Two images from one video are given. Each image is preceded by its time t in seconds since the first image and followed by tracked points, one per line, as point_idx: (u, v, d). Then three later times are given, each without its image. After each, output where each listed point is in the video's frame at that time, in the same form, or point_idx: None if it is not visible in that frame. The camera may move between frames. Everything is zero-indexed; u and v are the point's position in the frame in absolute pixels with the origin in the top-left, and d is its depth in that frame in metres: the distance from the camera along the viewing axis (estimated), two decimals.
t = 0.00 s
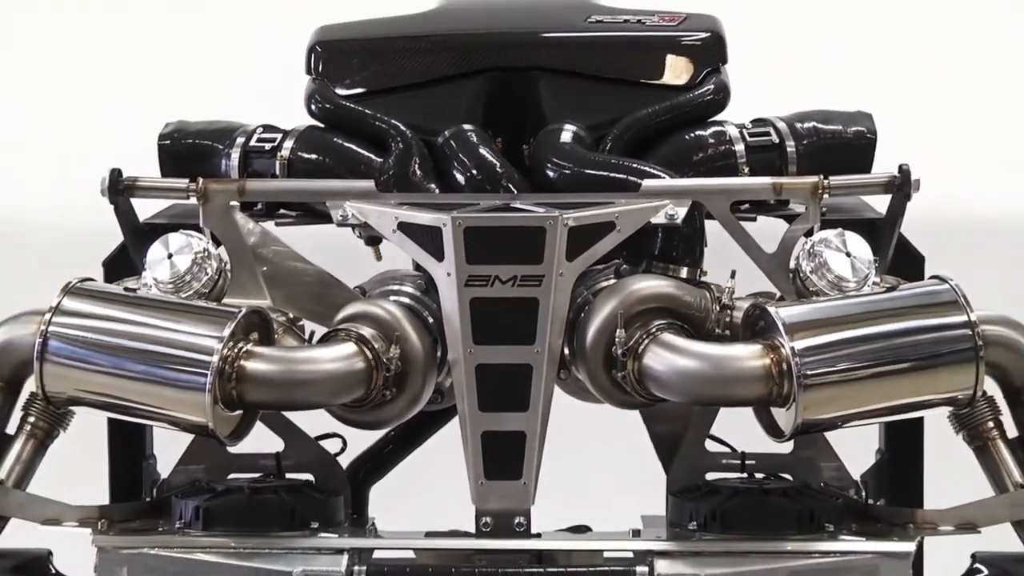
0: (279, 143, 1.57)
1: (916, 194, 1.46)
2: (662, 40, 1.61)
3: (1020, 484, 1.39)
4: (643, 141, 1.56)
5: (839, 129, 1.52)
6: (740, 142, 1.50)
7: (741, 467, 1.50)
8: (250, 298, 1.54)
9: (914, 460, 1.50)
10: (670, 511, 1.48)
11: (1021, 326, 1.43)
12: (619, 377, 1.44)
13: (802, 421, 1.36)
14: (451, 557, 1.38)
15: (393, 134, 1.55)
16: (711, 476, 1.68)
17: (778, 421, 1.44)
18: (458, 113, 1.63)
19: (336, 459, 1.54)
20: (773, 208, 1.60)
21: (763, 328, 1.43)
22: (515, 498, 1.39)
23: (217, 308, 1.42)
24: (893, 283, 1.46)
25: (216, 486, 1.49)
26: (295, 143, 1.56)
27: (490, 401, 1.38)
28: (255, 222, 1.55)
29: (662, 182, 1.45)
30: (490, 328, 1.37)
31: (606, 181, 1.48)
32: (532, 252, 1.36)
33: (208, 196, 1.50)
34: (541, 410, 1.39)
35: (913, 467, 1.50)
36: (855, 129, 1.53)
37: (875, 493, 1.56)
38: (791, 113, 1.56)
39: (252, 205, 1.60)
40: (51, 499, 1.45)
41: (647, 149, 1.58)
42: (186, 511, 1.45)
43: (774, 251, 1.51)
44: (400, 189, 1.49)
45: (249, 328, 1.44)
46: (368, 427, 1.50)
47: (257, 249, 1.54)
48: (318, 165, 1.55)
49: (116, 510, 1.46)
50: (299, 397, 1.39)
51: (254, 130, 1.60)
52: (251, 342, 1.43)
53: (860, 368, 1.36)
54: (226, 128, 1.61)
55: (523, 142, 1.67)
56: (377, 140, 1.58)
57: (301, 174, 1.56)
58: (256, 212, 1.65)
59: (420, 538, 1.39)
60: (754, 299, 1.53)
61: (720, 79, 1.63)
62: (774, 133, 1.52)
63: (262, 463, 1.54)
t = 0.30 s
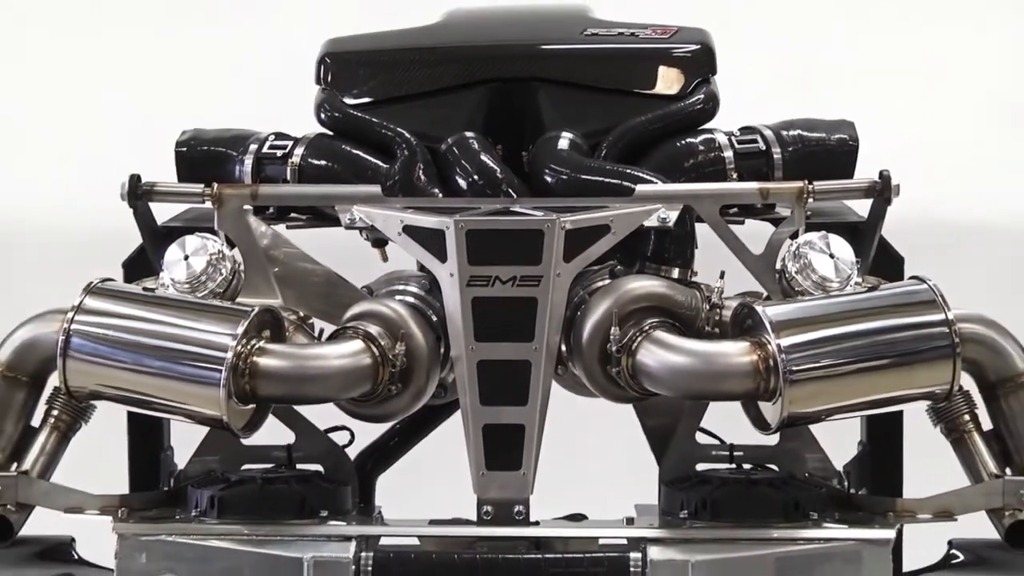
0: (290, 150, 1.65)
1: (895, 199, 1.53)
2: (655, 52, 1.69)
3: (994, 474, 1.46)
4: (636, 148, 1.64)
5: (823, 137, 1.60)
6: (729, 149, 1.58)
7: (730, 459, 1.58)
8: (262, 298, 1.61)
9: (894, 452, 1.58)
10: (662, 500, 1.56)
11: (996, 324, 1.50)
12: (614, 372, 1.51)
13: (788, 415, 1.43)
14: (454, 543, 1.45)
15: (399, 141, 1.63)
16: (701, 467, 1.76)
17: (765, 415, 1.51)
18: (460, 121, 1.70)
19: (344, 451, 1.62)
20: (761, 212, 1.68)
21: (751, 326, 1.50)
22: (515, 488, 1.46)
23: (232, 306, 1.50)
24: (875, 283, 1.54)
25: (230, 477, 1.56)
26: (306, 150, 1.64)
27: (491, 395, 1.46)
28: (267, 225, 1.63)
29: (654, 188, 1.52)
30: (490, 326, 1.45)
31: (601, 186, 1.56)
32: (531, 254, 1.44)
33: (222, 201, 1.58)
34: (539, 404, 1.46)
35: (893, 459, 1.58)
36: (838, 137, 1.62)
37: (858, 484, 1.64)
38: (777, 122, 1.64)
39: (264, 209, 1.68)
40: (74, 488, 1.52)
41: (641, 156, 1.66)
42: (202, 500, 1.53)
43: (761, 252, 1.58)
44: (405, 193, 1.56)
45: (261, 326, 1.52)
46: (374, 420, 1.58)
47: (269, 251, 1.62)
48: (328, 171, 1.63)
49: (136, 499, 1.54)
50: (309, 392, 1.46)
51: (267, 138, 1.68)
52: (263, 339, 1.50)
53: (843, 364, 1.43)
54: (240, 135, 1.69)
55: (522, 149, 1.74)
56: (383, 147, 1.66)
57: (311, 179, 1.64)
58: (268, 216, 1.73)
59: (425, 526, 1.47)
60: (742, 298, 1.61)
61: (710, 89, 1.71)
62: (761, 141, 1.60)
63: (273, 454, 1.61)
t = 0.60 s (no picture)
0: (302, 157, 1.75)
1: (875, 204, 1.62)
2: (647, 63, 1.77)
3: (968, 464, 1.54)
4: (630, 155, 1.72)
5: (806, 145, 1.69)
6: (718, 156, 1.67)
7: (719, 450, 1.66)
8: (275, 297, 1.70)
9: (875, 444, 1.66)
10: (654, 489, 1.64)
11: (971, 323, 1.57)
12: (609, 368, 1.59)
13: (774, 408, 1.51)
14: (456, 531, 1.53)
15: (404, 148, 1.71)
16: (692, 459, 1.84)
17: (753, 409, 1.58)
18: (463, 130, 1.79)
19: (353, 442, 1.71)
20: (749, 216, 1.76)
21: (739, 324, 1.58)
22: (514, 478, 1.54)
23: (246, 306, 1.58)
24: (856, 283, 1.62)
25: (244, 467, 1.64)
26: (317, 159, 1.73)
27: (491, 390, 1.54)
28: (280, 229, 1.72)
29: (647, 193, 1.60)
30: (491, 324, 1.53)
31: (596, 191, 1.64)
32: (530, 256, 1.52)
33: (237, 206, 1.67)
34: (537, 398, 1.54)
35: (873, 450, 1.66)
36: (822, 145, 1.70)
37: (841, 474, 1.72)
38: (764, 131, 1.73)
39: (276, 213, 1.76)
40: (96, 478, 1.60)
41: (634, 163, 1.74)
42: (217, 489, 1.61)
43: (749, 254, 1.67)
44: (410, 198, 1.64)
45: (274, 324, 1.60)
46: (382, 413, 1.66)
47: (282, 253, 1.71)
48: (337, 177, 1.72)
49: (154, 488, 1.62)
50: (320, 386, 1.54)
51: (279, 146, 1.79)
52: (275, 336, 1.58)
53: (827, 360, 1.51)
54: (253, 144, 1.80)
55: (522, 155, 1.83)
56: (389, 154, 1.75)
57: (321, 185, 1.73)
58: (281, 221, 1.82)
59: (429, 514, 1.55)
60: (730, 298, 1.69)
61: (700, 99, 1.79)
62: (748, 148, 1.68)
63: (287, 445, 1.71)
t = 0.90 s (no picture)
0: (312, 163, 1.84)
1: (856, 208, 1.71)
2: (641, 74, 1.86)
3: (944, 454, 1.63)
4: (624, 161, 1.81)
5: (790, 151, 1.78)
6: (708, 162, 1.75)
7: (709, 441, 1.75)
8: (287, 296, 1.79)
9: (856, 436, 1.75)
10: (647, 478, 1.73)
11: (946, 320, 1.66)
12: (604, 363, 1.67)
13: (760, 402, 1.59)
14: (458, 518, 1.61)
15: (409, 155, 1.80)
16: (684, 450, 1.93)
17: (741, 402, 1.67)
18: (465, 137, 1.88)
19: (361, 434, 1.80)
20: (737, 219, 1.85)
21: (728, 321, 1.67)
22: (514, 468, 1.63)
23: (259, 304, 1.67)
24: (838, 283, 1.70)
25: (257, 458, 1.73)
26: (327, 165, 1.82)
27: (493, 384, 1.63)
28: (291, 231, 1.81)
29: (640, 197, 1.69)
30: (492, 321, 1.62)
31: (592, 196, 1.73)
32: (528, 257, 1.60)
33: (251, 209, 1.77)
34: (536, 392, 1.63)
35: (855, 441, 1.75)
36: (806, 151, 1.80)
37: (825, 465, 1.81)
38: (751, 138, 1.82)
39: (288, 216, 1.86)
40: (117, 468, 1.69)
41: (628, 168, 1.83)
42: (232, 479, 1.70)
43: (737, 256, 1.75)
44: (415, 202, 1.73)
45: (286, 322, 1.68)
46: (388, 405, 1.75)
47: (294, 254, 1.80)
48: (346, 182, 1.81)
49: (172, 477, 1.71)
50: (329, 380, 1.62)
51: (291, 152, 1.88)
52: (287, 333, 1.67)
53: (811, 356, 1.59)
54: (266, 150, 1.89)
55: (521, 161, 1.92)
56: (395, 160, 1.84)
57: (331, 190, 1.82)
58: (292, 223, 1.91)
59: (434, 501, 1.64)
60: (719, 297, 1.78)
61: (690, 108, 1.88)
62: (736, 155, 1.77)
63: (298, 436, 1.80)
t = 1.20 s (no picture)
0: (322, 169, 1.94)
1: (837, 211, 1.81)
2: (634, 85, 1.95)
3: (921, 445, 1.72)
4: (618, 167, 1.91)
5: (775, 158, 1.87)
6: (698, 168, 1.85)
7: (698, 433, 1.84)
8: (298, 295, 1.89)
9: (839, 427, 1.84)
10: (640, 468, 1.83)
11: (924, 319, 1.75)
12: (599, 359, 1.76)
13: (748, 395, 1.67)
14: (460, 506, 1.69)
15: (414, 161, 1.90)
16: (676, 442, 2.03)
17: (730, 396, 1.75)
18: (467, 145, 1.97)
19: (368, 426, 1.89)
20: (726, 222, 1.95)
21: (716, 319, 1.75)
22: (513, 459, 1.72)
23: (272, 303, 1.76)
24: (821, 283, 1.80)
25: (270, 449, 1.82)
26: (336, 171, 1.92)
27: (493, 379, 1.72)
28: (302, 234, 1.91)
29: (633, 202, 1.78)
30: (493, 319, 1.71)
31: (587, 200, 1.82)
32: (527, 259, 1.69)
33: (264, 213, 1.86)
34: (535, 386, 1.72)
35: (837, 433, 1.85)
36: (790, 158, 1.89)
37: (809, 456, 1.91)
38: (739, 145, 1.91)
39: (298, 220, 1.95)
40: (138, 458, 1.78)
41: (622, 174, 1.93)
42: (247, 469, 1.79)
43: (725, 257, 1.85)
44: (420, 206, 1.83)
45: (296, 320, 1.77)
46: (393, 399, 1.84)
47: (305, 255, 1.90)
48: (354, 187, 1.91)
49: (190, 467, 1.80)
50: (338, 375, 1.70)
51: (302, 159, 1.98)
52: (298, 331, 1.76)
53: (795, 352, 1.67)
54: (278, 157, 1.99)
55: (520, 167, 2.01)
56: (400, 166, 1.93)
57: (340, 195, 1.92)
58: (303, 227, 2.01)
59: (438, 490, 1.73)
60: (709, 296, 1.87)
61: (681, 117, 1.98)
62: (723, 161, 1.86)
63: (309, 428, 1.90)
